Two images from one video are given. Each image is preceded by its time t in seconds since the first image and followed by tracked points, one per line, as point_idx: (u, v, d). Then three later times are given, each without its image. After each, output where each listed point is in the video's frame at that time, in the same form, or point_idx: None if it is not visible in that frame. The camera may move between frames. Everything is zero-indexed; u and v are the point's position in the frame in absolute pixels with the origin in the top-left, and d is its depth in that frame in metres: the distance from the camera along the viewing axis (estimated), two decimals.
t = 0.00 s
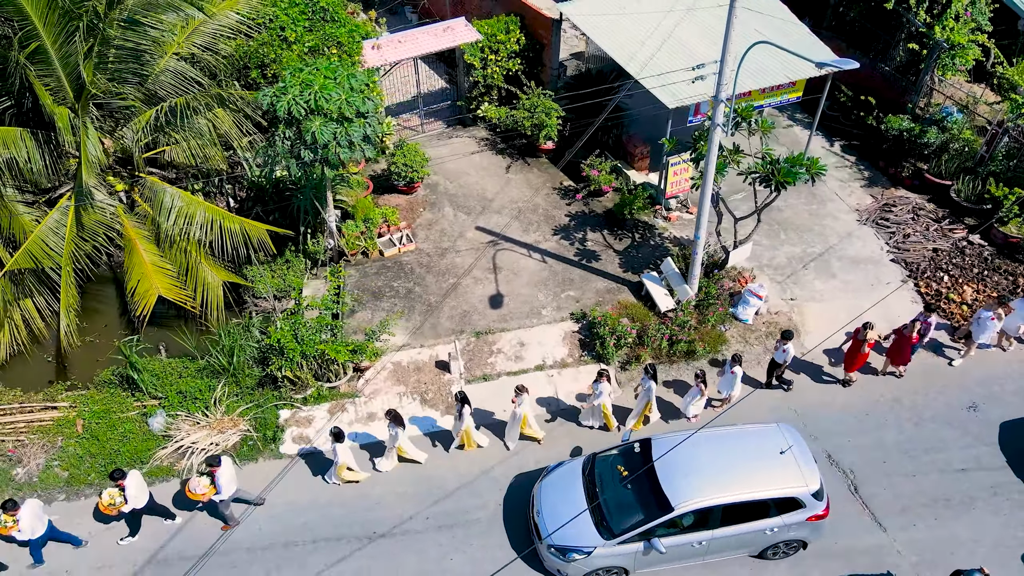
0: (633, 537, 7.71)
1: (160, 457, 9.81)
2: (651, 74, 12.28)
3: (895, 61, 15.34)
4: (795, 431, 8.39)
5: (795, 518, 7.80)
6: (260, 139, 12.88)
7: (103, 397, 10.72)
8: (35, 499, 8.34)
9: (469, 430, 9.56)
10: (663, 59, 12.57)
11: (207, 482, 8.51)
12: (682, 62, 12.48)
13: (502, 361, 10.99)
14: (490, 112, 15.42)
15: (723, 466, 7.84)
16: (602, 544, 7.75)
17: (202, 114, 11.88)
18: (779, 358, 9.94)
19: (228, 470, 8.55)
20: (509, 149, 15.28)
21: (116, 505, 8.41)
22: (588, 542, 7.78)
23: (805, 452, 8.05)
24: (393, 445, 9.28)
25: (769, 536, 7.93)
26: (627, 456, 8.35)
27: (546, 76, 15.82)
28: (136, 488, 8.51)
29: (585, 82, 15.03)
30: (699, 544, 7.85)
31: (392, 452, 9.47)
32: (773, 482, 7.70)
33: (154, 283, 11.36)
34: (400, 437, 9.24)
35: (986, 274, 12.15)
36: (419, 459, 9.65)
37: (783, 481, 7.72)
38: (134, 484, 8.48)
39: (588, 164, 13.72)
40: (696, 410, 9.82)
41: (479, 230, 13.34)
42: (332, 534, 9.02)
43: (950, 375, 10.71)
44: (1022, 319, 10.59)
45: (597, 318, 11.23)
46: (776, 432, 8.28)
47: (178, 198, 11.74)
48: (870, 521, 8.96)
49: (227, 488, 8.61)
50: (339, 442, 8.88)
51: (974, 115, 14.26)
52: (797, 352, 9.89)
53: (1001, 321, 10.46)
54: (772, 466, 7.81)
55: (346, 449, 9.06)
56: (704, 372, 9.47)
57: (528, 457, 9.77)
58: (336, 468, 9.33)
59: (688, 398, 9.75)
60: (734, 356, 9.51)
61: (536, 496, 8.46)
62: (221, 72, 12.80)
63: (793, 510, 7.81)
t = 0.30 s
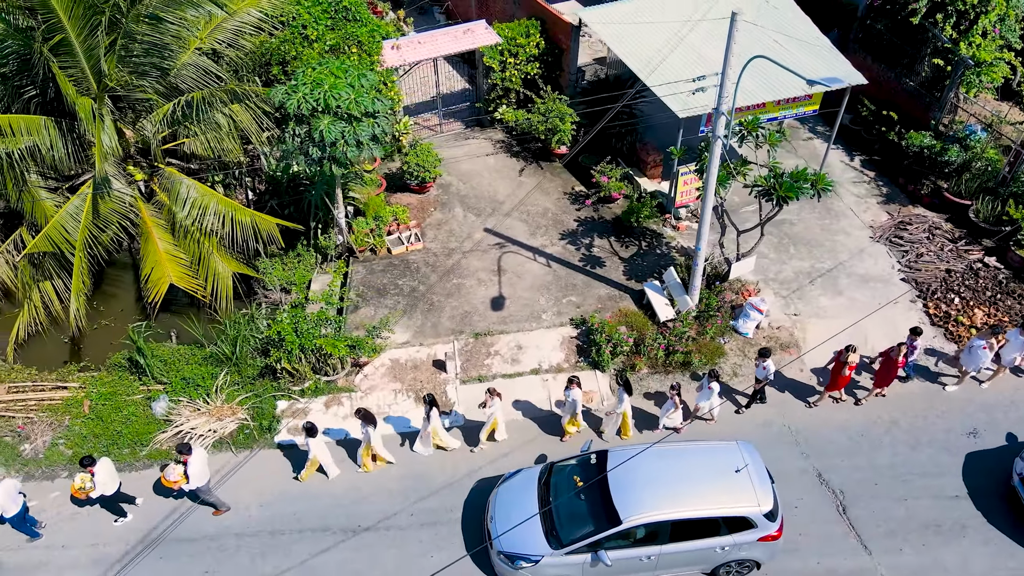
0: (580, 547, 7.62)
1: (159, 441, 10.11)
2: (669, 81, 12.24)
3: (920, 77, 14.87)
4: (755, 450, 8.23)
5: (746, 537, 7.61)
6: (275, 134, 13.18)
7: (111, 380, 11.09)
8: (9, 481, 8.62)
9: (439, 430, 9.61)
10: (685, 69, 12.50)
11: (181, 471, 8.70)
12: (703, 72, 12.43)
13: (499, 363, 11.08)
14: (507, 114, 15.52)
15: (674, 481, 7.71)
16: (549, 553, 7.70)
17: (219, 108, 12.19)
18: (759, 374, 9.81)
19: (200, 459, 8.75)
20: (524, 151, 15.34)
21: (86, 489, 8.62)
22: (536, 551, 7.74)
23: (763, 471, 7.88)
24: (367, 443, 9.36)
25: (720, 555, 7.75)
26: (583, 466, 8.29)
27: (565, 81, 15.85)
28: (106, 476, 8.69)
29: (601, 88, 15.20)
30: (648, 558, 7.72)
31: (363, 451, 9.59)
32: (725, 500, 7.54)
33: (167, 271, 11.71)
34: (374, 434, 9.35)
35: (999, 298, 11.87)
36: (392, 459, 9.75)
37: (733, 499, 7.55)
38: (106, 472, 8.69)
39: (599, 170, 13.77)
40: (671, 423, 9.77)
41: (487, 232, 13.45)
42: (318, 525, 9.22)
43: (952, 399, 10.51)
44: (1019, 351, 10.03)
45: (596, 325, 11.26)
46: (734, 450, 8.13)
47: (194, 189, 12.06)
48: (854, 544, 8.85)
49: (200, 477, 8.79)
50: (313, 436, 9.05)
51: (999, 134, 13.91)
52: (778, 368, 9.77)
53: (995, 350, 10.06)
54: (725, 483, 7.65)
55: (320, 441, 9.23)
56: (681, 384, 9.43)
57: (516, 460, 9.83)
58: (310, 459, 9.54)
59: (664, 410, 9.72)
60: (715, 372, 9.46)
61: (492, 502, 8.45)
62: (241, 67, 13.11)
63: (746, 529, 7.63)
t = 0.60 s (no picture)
0: (527, 554, 7.67)
1: (159, 425, 10.41)
2: (676, 91, 12.27)
3: (943, 93, 14.59)
4: (712, 467, 8.18)
5: (694, 552, 7.56)
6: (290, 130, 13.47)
7: (120, 363, 11.46)
8: None
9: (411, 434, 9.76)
10: (693, 78, 12.50)
11: (155, 459, 9.08)
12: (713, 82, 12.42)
13: (495, 364, 11.17)
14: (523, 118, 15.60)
15: (625, 493, 7.72)
16: (496, 558, 7.77)
17: (236, 104, 12.49)
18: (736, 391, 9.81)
19: (173, 445, 9.10)
20: (538, 155, 15.38)
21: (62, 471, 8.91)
22: (485, 555, 7.81)
23: (716, 488, 7.83)
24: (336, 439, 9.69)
25: (668, 569, 7.70)
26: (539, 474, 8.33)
27: (582, 85, 15.86)
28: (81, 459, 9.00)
29: (619, 93, 15.02)
30: (595, 569, 7.71)
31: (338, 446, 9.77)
32: (673, 514, 7.51)
33: (179, 260, 12.11)
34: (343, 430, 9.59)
35: (1010, 322, 11.58)
36: (364, 454, 9.98)
37: (682, 514, 7.52)
38: (80, 456, 8.98)
39: (607, 176, 13.80)
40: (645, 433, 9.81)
41: (494, 234, 13.54)
42: (305, 515, 9.41)
43: (951, 423, 10.30)
44: (1008, 382, 9.75)
45: (593, 331, 11.28)
46: (690, 465, 8.09)
47: (209, 181, 12.36)
48: (836, 565, 8.76)
49: (172, 462, 9.16)
50: (281, 430, 9.29)
51: (1023, 154, 13.68)
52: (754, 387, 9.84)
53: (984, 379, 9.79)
54: (674, 497, 7.63)
55: (289, 435, 9.49)
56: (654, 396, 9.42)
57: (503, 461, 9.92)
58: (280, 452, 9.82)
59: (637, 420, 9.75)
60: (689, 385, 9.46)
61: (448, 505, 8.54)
62: (261, 64, 13.40)
63: (693, 545, 7.58)
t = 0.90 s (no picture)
0: (473, 555, 7.74)
1: (159, 408, 10.72)
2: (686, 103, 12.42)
3: (966, 110, 14.30)
4: (666, 479, 8.19)
5: (640, 564, 7.57)
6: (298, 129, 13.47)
7: (130, 347, 11.82)
8: None
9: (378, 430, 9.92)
10: (703, 90, 12.61)
11: (134, 439, 9.19)
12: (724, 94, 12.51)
13: (490, 365, 11.26)
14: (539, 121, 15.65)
15: (573, 500, 7.75)
16: (444, 557, 7.86)
17: (251, 99, 12.70)
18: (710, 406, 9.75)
19: (149, 426, 9.28)
20: (551, 158, 15.39)
21: (43, 446, 9.19)
22: (433, 554, 7.91)
23: (666, 500, 7.84)
24: (310, 430, 9.81)
25: None
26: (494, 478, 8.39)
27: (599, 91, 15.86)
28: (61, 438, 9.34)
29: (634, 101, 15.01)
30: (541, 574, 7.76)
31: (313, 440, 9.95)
32: (620, 524, 7.53)
33: (191, 249, 12.47)
34: (315, 424, 9.77)
35: (1019, 348, 11.27)
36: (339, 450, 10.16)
37: (629, 524, 7.53)
38: (58, 434, 9.29)
39: (617, 183, 13.80)
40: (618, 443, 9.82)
41: (500, 236, 13.62)
42: (292, 505, 9.61)
43: (950, 448, 10.08)
44: (995, 410, 9.58)
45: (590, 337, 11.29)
46: (644, 477, 8.11)
47: (223, 173, 12.61)
48: None
49: (150, 443, 9.32)
50: (256, 419, 9.47)
51: None
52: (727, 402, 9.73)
53: (966, 405, 9.64)
54: (623, 508, 7.64)
55: (263, 426, 9.66)
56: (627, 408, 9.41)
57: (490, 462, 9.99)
58: (255, 443, 9.96)
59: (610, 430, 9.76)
60: (663, 395, 9.48)
61: (403, 503, 8.64)
62: (281, 61, 13.63)
63: (639, 556, 7.58)
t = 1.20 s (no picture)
0: (426, 552, 7.84)
1: (170, 389, 11.08)
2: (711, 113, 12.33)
3: (1004, 132, 13.86)
4: (626, 490, 8.21)
5: (589, 572, 7.59)
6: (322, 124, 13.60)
7: (148, 328, 12.21)
8: None
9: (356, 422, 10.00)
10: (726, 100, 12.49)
11: (121, 419, 9.44)
12: (748, 107, 12.48)
13: (492, 367, 11.34)
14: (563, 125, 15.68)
15: (527, 504, 7.80)
16: (398, 552, 7.97)
17: (275, 93, 12.88)
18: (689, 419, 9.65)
19: (135, 409, 9.52)
20: (573, 163, 15.39)
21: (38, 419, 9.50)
22: (389, 548, 8.03)
23: (622, 510, 7.86)
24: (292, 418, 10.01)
25: None
26: (455, 477, 8.48)
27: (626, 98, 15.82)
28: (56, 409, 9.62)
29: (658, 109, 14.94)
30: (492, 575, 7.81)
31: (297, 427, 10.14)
32: (572, 531, 7.56)
33: (213, 236, 12.83)
34: (299, 412, 10.00)
35: None
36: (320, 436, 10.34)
37: (580, 532, 7.55)
38: (53, 408, 9.56)
39: (635, 191, 13.77)
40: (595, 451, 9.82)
41: (515, 238, 13.68)
42: (286, 491, 9.82)
43: (954, 480, 9.78)
44: (989, 446, 9.21)
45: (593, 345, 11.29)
46: (603, 486, 8.15)
47: (248, 164, 12.80)
48: None
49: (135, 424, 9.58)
50: (237, 405, 9.67)
51: None
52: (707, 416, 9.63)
53: (955, 437, 9.28)
54: (576, 515, 7.68)
55: (246, 413, 9.82)
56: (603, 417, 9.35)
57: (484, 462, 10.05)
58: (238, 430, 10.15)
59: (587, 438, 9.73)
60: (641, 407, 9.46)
61: (367, 496, 8.77)
62: (312, 57, 13.83)
63: (590, 564, 7.59)
